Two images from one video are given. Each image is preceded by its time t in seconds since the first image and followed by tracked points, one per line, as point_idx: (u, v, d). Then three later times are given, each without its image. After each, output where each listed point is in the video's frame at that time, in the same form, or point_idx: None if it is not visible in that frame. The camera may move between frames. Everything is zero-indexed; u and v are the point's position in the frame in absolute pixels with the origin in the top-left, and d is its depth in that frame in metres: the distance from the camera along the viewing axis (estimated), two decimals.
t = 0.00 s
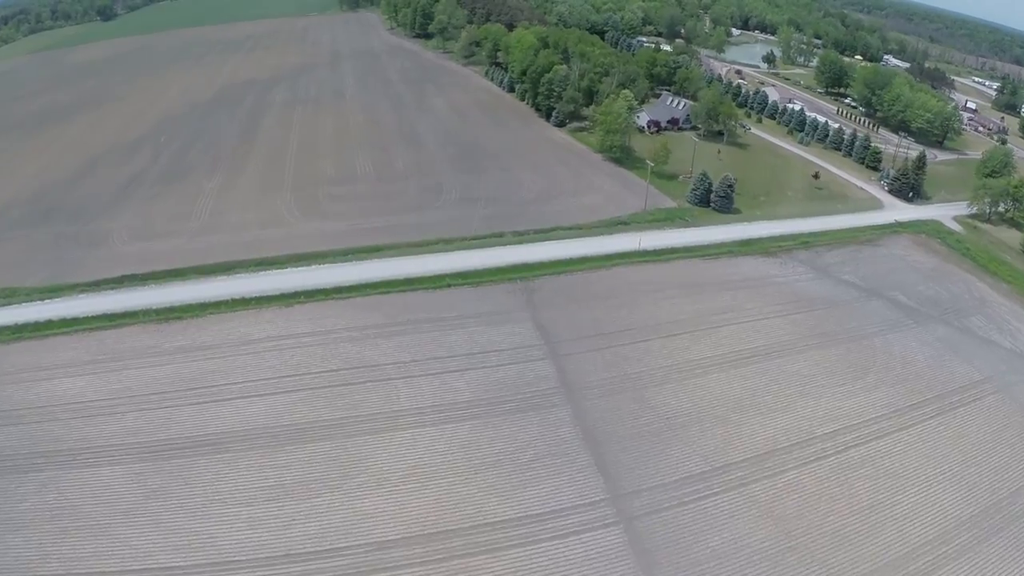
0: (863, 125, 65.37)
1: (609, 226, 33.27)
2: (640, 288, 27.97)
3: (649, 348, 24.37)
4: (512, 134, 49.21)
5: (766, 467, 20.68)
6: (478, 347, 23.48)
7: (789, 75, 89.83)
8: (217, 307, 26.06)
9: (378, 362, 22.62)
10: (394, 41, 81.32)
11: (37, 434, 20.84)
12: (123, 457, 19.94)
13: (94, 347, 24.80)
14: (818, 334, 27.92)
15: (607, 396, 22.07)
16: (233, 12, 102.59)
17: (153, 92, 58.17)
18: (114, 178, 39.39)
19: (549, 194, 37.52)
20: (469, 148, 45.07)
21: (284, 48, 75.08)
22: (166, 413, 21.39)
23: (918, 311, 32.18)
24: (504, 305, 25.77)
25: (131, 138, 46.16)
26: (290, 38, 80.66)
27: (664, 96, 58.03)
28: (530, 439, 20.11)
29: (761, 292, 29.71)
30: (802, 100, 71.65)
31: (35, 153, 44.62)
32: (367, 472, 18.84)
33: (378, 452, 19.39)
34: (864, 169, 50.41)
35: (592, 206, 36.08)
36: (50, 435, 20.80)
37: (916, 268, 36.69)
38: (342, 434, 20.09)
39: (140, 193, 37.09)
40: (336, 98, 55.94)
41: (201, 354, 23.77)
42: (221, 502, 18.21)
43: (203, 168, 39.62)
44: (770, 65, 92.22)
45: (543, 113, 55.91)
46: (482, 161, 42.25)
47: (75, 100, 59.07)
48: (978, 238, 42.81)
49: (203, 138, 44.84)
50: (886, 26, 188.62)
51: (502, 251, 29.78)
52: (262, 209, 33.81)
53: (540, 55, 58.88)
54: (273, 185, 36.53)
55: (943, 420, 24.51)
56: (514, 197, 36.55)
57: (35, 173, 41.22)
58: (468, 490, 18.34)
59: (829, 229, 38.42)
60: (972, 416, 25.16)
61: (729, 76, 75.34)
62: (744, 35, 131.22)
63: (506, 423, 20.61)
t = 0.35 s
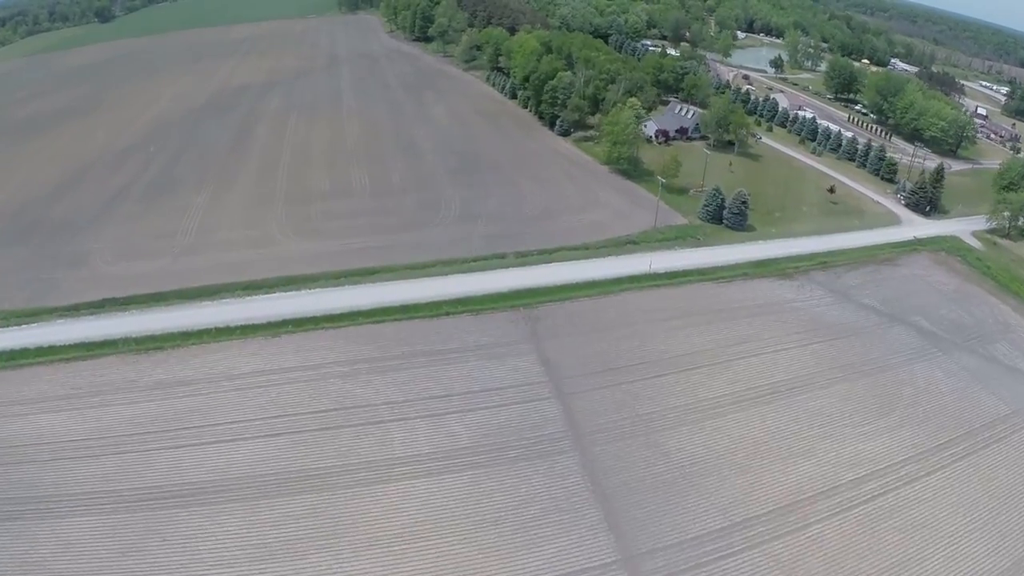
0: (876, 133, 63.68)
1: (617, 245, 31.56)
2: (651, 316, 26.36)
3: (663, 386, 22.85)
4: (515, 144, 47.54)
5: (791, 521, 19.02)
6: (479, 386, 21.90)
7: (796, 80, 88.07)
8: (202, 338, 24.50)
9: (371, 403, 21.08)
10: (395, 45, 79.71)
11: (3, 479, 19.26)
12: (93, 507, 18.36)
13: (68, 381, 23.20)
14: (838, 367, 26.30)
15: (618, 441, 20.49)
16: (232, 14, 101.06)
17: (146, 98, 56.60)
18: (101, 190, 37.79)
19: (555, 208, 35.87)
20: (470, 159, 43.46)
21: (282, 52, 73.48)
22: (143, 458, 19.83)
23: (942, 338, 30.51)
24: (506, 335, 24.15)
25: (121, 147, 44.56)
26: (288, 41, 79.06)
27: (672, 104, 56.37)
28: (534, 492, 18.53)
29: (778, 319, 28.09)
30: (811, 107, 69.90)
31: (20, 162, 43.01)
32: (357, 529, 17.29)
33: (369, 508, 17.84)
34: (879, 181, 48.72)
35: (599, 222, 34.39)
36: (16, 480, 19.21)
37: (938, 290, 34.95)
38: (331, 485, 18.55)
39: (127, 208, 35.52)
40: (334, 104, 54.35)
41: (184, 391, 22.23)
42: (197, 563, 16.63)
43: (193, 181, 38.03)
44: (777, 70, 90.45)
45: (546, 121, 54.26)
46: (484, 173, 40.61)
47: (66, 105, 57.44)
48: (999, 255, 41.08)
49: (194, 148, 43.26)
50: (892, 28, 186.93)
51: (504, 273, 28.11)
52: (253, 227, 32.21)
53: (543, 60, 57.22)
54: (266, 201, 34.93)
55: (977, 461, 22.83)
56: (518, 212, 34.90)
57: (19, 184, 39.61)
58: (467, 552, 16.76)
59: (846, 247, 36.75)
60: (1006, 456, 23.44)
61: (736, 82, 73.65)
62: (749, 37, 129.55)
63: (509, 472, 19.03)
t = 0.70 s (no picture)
0: (887, 141, 61.99)
1: (625, 265, 29.89)
2: (662, 347, 24.71)
3: (679, 427, 21.37)
4: (517, 153, 45.84)
5: None
6: (479, 429, 20.29)
7: (803, 84, 86.40)
8: (183, 371, 22.92)
9: (364, 448, 19.56)
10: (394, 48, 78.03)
11: None
12: (55, 566, 16.74)
13: (38, 417, 21.54)
14: (861, 402, 24.70)
15: (630, 490, 18.93)
16: (229, 15, 99.36)
17: (136, 102, 54.95)
18: (84, 203, 36.16)
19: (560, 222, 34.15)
20: (471, 169, 41.76)
21: (278, 54, 71.78)
22: (113, 509, 18.19)
23: (968, 366, 28.84)
24: (508, 370, 22.57)
25: (107, 155, 42.87)
26: (285, 44, 77.41)
27: (680, 112, 54.67)
28: (539, 552, 16.90)
29: (796, 349, 26.52)
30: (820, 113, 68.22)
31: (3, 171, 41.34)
32: None
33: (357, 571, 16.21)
34: (894, 193, 47.05)
35: (606, 238, 32.65)
36: None
37: (960, 313, 33.29)
38: (316, 544, 16.91)
39: (110, 223, 33.86)
40: (329, 111, 52.71)
41: (160, 432, 20.63)
42: None
43: (181, 195, 36.42)
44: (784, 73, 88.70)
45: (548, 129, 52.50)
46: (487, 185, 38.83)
47: (54, 108, 55.66)
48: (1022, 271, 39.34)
49: (183, 159, 41.61)
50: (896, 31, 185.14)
51: (506, 298, 26.45)
52: (241, 246, 30.59)
53: (545, 66, 55.47)
54: (256, 217, 33.32)
55: (1013, 506, 21.19)
56: (520, 226, 33.18)
57: None
58: None
59: (863, 266, 35.08)
60: None
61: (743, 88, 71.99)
62: (753, 40, 127.84)
63: (510, 529, 17.38)
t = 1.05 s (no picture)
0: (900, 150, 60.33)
1: (634, 289, 28.31)
2: (676, 382, 23.12)
3: (695, 474, 19.80)
4: (519, 164, 44.22)
5: None
6: (479, 478, 18.71)
7: (811, 89, 84.70)
8: (161, 408, 21.33)
9: (354, 501, 18.01)
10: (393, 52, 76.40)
11: None
12: None
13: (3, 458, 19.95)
14: (888, 442, 23.02)
15: (643, 549, 17.30)
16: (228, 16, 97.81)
17: (128, 108, 53.38)
18: (68, 216, 34.56)
19: (565, 239, 32.50)
20: (472, 180, 40.17)
21: (275, 57, 70.19)
22: (79, 568, 16.61)
23: (996, 398, 27.05)
24: (510, 410, 21.03)
25: (95, 164, 41.29)
26: (283, 46, 75.81)
27: (687, 119, 53.03)
28: None
29: (817, 382, 24.92)
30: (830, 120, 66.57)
31: None
32: None
33: None
34: (910, 206, 45.39)
35: (614, 258, 31.06)
36: None
37: (986, 337, 31.53)
38: None
39: (94, 239, 32.27)
40: (326, 117, 51.11)
41: (133, 477, 19.05)
42: None
43: (169, 209, 34.87)
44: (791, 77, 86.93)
45: (551, 138, 50.81)
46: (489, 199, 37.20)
47: (43, 112, 54.07)
48: None
49: (173, 170, 40.04)
50: (902, 32, 183.11)
51: (509, 327, 24.89)
52: (229, 266, 29.05)
53: (548, 71, 53.79)
54: (246, 234, 31.77)
55: None
56: (523, 245, 31.56)
57: None
58: None
59: (883, 287, 33.43)
60: None
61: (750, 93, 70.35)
62: (758, 42, 125.94)
63: None
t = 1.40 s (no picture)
0: (914, 159, 58.62)
1: (645, 317, 26.72)
2: (691, 425, 21.57)
3: (714, 532, 18.19)
4: (523, 177, 42.64)
5: None
6: (481, 538, 17.14)
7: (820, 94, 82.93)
8: (138, 453, 19.77)
9: (343, 564, 16.45)
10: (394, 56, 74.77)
11: None
12: None
13: None
14: (916, 488, 21.26)
15: None
16: (226, 19, 96.25)
17: (120, 116, 51.93)
18: (51, 232, 33.06)
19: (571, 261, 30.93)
20: (474, 195, 38.60)
21: (273, 62, 68.66)
22: None
23: None
24: (515, 458, 19.51)
25: (82, 176, 39.79)
26: (281, 50, 74.27)
27: (697, 129, 51.36)
28: None
29: (841, 422, 23.30)
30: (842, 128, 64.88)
31: None
32: None
33: None
34: (929, 220, 43.70)
35: (623, 282, 29.45)
36: None
37: (1014, 365, 29.56)
38: None
39: (77, 258, 30.73)
40: (323, 126, 49.56)
41: (104, 532, 17.48)
42: None
43: (157, 226, 33.37)
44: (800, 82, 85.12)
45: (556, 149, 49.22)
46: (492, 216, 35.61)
47: (33, 119, 52.59)
48: None
49: (163, 182, 38.53)
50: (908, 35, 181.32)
51: (512, 362, 23.35)
52: (218, 291, 27.49)
53: (552, 78, 52.10)
54: (236, 255, 30.23)
55: None
56: (528, 267, 29.99)
57: None
58: None
59: (907, 311, 31.79)
60: None
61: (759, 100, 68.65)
62: (764, 45, 124.11)
63: None
